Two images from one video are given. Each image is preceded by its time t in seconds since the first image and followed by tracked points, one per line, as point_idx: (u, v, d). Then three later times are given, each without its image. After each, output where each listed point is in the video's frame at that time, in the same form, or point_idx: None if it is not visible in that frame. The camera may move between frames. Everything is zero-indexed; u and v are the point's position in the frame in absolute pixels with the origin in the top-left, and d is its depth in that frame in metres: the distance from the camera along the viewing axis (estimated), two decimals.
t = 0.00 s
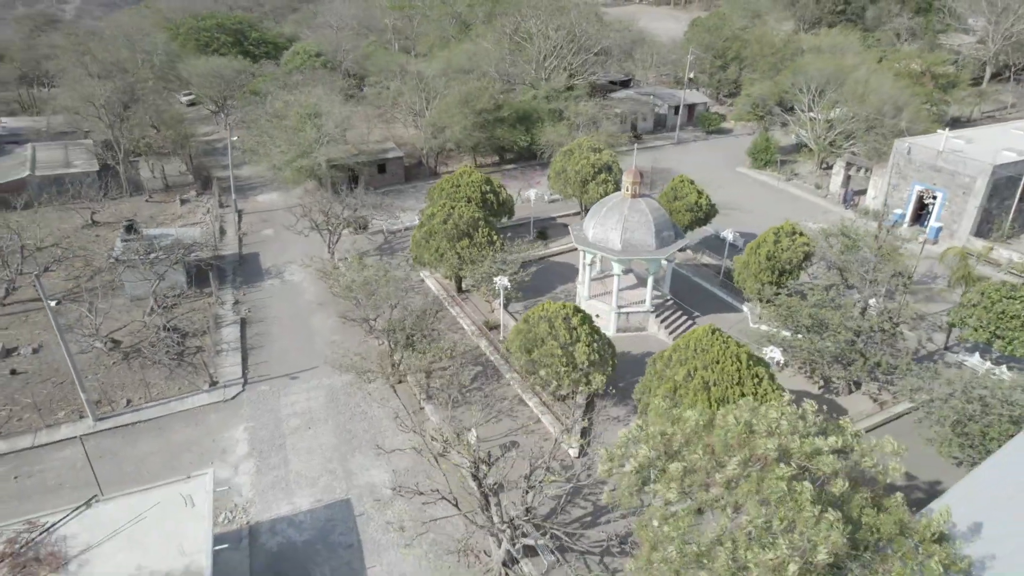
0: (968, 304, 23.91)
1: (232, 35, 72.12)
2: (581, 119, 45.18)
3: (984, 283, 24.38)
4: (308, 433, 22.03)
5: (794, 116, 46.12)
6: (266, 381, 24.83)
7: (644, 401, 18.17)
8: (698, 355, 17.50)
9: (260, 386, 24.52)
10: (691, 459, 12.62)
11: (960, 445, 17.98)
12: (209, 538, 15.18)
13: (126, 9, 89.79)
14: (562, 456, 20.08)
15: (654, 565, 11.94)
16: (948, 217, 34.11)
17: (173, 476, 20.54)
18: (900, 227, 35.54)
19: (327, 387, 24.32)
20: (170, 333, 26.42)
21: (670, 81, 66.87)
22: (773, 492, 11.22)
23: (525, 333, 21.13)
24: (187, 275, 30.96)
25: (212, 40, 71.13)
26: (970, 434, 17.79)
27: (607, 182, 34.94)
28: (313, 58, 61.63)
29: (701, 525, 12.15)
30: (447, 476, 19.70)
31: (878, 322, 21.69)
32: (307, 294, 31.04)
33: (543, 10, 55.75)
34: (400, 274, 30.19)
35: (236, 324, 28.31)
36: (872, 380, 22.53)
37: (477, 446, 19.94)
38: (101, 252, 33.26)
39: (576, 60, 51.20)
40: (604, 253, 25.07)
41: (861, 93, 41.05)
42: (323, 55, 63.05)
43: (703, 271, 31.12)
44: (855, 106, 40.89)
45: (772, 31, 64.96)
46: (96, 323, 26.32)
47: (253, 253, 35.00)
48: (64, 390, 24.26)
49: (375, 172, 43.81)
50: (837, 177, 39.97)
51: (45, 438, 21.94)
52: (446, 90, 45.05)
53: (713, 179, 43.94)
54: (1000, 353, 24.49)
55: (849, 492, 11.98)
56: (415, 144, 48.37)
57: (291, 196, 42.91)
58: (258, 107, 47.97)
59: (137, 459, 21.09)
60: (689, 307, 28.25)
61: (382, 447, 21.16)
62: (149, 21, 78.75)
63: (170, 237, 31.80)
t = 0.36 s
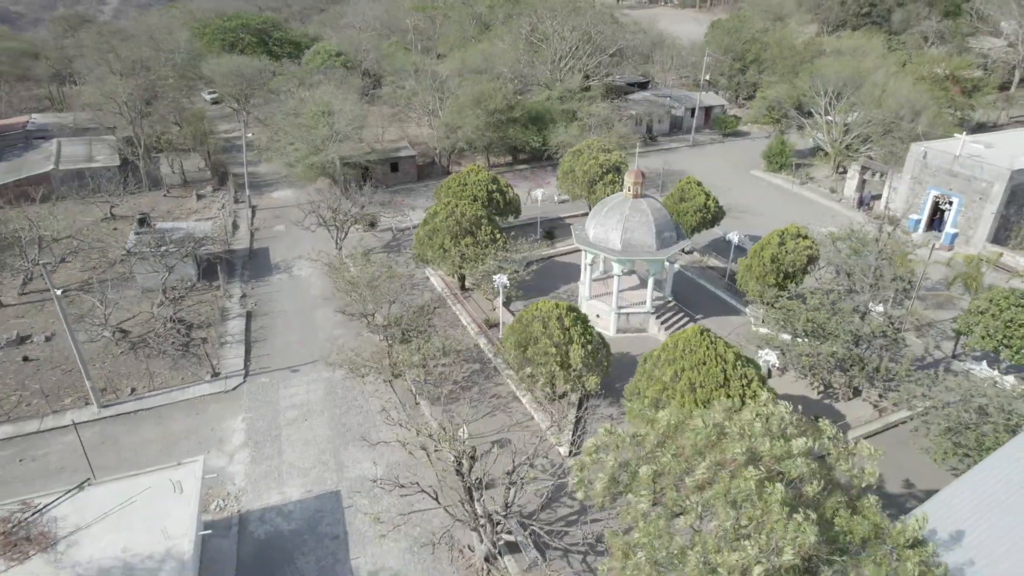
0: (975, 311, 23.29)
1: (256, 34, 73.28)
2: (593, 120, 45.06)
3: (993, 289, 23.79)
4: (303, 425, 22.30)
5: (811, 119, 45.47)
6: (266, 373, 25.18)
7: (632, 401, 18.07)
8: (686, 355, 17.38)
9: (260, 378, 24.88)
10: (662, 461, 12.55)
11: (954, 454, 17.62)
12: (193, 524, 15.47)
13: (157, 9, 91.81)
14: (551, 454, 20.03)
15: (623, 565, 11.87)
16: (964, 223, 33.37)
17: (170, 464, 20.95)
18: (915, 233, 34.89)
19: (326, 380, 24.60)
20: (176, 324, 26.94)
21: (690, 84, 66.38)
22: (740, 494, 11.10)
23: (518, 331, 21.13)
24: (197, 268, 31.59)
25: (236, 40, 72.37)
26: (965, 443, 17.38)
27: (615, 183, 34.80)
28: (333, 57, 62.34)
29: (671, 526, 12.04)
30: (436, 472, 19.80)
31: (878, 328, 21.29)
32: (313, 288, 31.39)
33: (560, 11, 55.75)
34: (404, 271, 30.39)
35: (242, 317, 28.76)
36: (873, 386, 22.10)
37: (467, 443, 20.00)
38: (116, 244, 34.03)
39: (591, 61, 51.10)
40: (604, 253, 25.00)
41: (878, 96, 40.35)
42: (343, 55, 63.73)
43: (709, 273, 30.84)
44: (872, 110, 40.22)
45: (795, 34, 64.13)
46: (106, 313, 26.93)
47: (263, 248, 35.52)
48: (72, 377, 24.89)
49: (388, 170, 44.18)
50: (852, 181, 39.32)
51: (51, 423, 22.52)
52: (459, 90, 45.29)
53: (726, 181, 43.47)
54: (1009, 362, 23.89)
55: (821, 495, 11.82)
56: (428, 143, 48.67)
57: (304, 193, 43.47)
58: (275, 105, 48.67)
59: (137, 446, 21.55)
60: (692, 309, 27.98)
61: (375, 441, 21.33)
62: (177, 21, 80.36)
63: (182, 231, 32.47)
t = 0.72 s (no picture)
0: (982, 318, 22.81)
1: (279, 32, 74.30)
2: (606, 119, 44.82)
3: (1001, 297, 23.23)
4: (299, 418, 22.52)
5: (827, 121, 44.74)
6: (267, 366, 25.52)
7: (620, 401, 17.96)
8: (674, 357, 17.28)
9: (261, 370, 25.22)
10: (636, 465, 12.32)
11: (949, 463, 17.23)
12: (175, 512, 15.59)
13: (186, 7, 93.70)
14: (542, 453, 19.99)
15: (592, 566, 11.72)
16: (981, 229, 32.56)
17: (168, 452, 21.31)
18: (930, 239, 34.20)
19: (324, 373, 24.85)
20: (182, 316, 27.44)
21: (709, 85, 65.77)
22: (708, 498, 10.75)
23: (511, 329, 21.14)
24: (206, 261, 32.13)
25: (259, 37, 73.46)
26: (961, 453, 16.94)
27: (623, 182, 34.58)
28: (352, 55, 62.99)
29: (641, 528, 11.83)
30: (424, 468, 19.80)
31: (879, 332, 20.75)
32: (319, 283, 31.72)
33: (576, 10, 55.60)
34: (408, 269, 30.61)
35: (247, 310, 29.16)
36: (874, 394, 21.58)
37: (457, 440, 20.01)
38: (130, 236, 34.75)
39: (607, 61, 50.88)
40: (604, 253, 24.88)
41: (897, 98, 39.58)
42: (362, 53, 64.34)
43: (714, 276, 30.50)
44: (890, 112, 39.44)
45: (818, 35, 63.12)
46: (114, 304, 27.47)
47: (273, 243, 35.98)
48: (80, 365, 25.52)
49: (400, 168, 44.49)
50: (867, 184, 38.63)
51: (56, 409, 23.08)
52: (472, 88, 45.40)
53: (740, 183, 42.96)
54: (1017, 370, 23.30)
55: (796, 503, 11.44)
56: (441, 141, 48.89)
57: (316, 189, 43.93)
58: (291, 102, 49.29)
59: (137, 434, 22.00)
60: (695, 311, 27.74)
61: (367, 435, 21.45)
62: (205, 20, 82.02)
63: (193, 224, 33.08)
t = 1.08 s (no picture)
0: (988, 328, 22.28)
1: (302, 30, 75.22)
2: (619, 119, 44.56)
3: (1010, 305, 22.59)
4: (294, 410, 22.76)
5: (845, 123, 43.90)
6: (268, 358, 25.85)
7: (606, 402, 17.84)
8: (662, 359, 17.06)
9: (261, 363, 25.56)
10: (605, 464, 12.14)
11: (941, 474, 16.82)
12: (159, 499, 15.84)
13: (216, 5, 95.44)
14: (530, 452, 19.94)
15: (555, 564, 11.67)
16: (998, 235, 31.71)
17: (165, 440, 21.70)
18: (946, 245, 33.40)
19: (323, 367, 25.09)
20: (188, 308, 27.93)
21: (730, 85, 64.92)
22: (669, 501, 10.57)
23: (504, 327, 21.11)
24: (215, 254, 32.66)
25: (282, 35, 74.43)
26: (954, 463, 16.51)
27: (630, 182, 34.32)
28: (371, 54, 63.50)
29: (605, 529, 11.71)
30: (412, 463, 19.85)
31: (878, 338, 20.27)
32: (324, 278, 32.04)
33: (594, 9, 55.34)
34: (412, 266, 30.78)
35: (252, 303, 29.56)
36: (872, 401, 21.12)
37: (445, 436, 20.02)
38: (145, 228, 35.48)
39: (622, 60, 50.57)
40: (603, 253, 24.72)
41: (916, 101, 38.71)
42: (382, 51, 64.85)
43: (719, 278, 30.12)
44: (908, 115, 38.60)
45: (843, 35, 61.89)
46: (122, 294, 28.05)
47: (283, 238, 36.45)
48: (88, 354, 26.13)
49: (412, 165, 44.76)
50: (883, 188, 37.83)
51: (61, 396, 23.65)
52: (485, 87, 45.47)
53: (754, 185, 42.37)
54: None
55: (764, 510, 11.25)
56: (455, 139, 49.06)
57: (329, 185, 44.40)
58: (308, 99, 49.86)
59: (136, 422, 22.45)
60: (696, 313, 27.43)
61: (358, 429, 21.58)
62: (232, 18, 83.43)
63: (204, 218, 33.66)
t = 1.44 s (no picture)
0: (993, 336, 21.58)
1: (326, 28, 76.12)
2: (632, 119, 44.30)
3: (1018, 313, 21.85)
4: (291, 402, 23.12)
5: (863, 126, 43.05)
6: (270, 351, 26.27)
7: (591, 401, 17.79)
8: (647, 360, 16.98)
9: (263, 354, 26.00)
10: (571, 461, 12.09)
11: (929, 483, 16.54)
12: (147, 484, 16.22)
13: (245, 4, 97.09)
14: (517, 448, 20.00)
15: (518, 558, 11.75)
16: (1015, 242, 30.83)
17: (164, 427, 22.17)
18: (961, 251, 32.61)
19: (322, 360, 25.42)
20: (196, 299, 28.52)
21: (751, 87, 64.11)
22: (627, 500, 10.52)
23: (496, 325, 21.20)
24: (226, 247, 33.26)
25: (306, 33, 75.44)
26: (943, 473, 16.17)
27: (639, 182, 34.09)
28: (392, 52, 64.03)
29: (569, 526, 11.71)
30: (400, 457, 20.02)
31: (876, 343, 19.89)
32: (331, 273, 32.42)
33: (612, 9, 55.12)
34: (417, 263, 31.03)
35: (259, 296, 30.06)
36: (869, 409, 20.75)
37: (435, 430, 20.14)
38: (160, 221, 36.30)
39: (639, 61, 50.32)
40: (602, 252, 24.65)
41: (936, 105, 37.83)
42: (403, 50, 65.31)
43: (723, 280, 29.78)
44: (927, 119, 37.81)
45: (867, 37, 60.66)
46: (133, 284, 28.73)
47: (294, 233, 37.00)
48: (97, 342, 26.83)
49: (425, 164, 45.08)
50: (899, 193, 37.05)
51: (69, 381, 24.32)
52: (499, 86, 45.58)
53: (767, 187, 41.85)
54: None
55: (727, 513, 11.16)
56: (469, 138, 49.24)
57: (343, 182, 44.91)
58: (325, 96, 50.45)
59: (138, 408, 23.02)
60: (697, 315, 27.21)
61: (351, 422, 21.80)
62: (259, 18, 84.85)
63: (216, 212, 34.29)
